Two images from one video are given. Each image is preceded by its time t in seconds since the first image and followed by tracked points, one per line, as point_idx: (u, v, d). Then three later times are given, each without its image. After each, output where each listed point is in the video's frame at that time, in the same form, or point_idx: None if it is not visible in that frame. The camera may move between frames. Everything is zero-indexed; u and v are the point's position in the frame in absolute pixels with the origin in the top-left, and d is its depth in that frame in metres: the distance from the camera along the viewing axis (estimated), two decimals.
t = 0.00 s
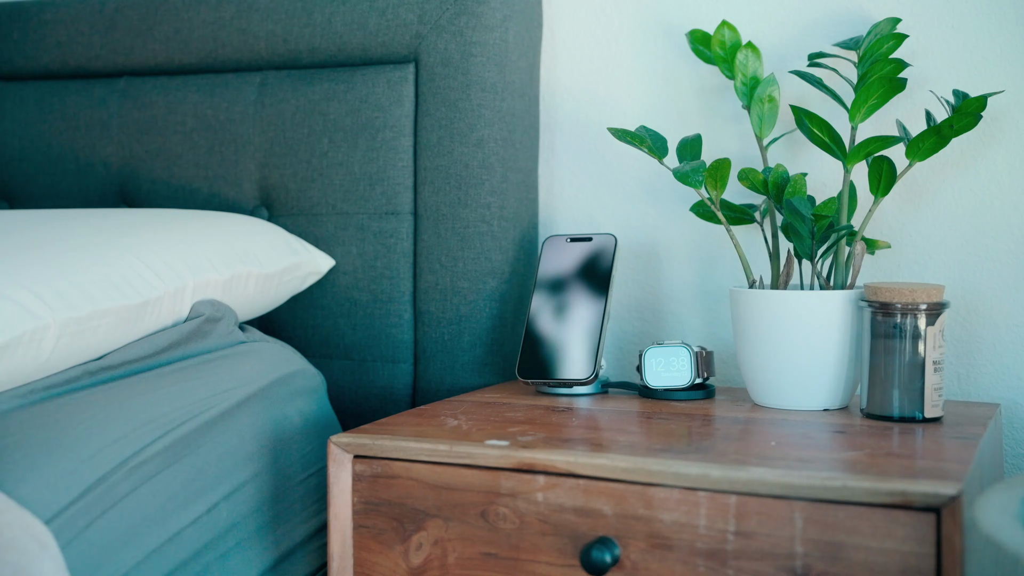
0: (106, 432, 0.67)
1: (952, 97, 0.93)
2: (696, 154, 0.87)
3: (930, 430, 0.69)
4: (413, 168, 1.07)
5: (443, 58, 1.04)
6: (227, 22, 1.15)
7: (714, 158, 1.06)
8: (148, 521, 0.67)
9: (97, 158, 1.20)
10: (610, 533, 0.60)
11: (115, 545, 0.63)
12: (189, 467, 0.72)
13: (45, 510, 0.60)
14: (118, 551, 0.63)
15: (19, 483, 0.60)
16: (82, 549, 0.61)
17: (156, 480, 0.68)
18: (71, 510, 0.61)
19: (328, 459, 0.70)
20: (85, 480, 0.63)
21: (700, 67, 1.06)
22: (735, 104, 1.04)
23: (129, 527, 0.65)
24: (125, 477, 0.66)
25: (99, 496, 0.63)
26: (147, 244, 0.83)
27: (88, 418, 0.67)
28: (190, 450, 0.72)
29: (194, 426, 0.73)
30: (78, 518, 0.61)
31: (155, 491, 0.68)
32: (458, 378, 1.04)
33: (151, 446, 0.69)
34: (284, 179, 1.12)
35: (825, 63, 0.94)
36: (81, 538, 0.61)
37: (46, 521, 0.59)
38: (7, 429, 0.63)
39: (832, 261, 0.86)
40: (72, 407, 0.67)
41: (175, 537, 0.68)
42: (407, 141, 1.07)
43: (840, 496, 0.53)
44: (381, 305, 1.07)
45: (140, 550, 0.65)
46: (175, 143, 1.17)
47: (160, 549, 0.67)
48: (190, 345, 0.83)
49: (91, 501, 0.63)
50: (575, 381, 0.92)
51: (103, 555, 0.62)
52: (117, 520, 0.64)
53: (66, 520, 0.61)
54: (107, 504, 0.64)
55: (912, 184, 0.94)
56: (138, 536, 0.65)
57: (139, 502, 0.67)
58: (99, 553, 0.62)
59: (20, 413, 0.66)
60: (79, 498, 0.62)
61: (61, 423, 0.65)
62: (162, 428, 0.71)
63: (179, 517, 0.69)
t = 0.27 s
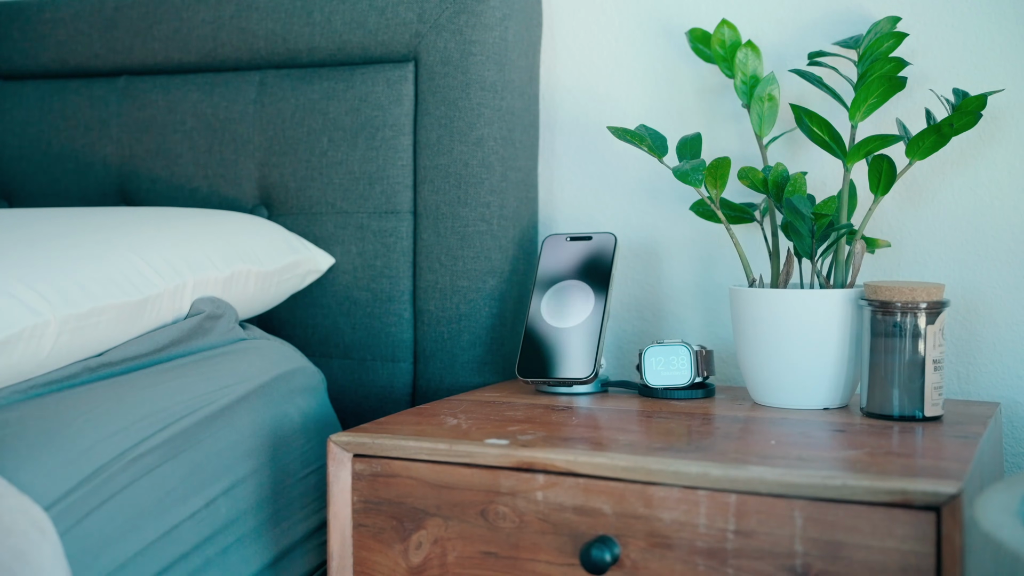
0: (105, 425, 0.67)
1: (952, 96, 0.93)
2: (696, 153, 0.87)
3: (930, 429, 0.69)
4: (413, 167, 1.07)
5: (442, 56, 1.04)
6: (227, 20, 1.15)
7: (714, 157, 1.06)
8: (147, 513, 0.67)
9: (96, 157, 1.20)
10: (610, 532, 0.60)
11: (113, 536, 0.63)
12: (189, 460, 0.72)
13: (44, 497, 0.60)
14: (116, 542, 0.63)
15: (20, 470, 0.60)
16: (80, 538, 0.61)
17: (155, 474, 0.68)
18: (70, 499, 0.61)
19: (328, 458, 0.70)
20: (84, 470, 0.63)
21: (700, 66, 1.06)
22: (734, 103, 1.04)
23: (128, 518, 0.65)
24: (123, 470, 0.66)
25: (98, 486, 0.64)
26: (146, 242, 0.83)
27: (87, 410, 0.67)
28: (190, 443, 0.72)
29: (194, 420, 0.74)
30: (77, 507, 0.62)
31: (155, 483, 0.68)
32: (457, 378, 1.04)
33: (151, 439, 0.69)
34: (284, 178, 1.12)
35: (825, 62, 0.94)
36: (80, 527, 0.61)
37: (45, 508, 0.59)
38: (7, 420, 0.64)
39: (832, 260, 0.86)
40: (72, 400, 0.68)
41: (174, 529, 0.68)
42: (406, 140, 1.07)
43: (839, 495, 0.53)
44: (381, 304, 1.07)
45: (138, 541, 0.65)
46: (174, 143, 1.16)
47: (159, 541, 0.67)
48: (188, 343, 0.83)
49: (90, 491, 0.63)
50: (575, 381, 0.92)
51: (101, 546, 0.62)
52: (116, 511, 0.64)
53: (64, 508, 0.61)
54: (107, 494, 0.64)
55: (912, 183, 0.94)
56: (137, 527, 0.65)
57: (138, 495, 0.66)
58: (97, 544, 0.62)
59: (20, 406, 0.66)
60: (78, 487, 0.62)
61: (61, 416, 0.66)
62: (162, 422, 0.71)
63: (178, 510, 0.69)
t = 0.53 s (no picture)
0: (105, 425, 0.67)
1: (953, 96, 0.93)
2: (696, 153, 0.87)
3: (931, 430, 0.69)
4: (413, 168, 1.07)
5: (442, 57, 1.04)
6: (227, 21, 1.15)
7: (715, 157, 1.06)
8: (147, 513, 0.66)
9: (96, 158, 1.20)
10: (610, 533, 0.60)
11: (112, 536, 0.63)
12: (189, 460, 0.71)
13: (44, 496, 0.60)
14: (115, 542, 0.63)
15: (20, 470, 0.60)
16: (80, 537, 0.61)
17: (155, 474, 0.68)
18: (70, 498, 0.61)
19: (328, 459, 0.70)
20: (85, 469, 0.63)
21: (701, 66, 1.06)
22: (735, 104, 1.04)
23: (128, 517, 0.65)
24: (123, 470, 0.66)
25: (98, 485, 0.63)
26: (146, 242, 0.83)
27: (88, 410, 0.67)
28: (190, 443, 0.72)
29: (195, 420, 0.74)
30: (77, 507, 0.61)
31: (155, 483, 0.68)
32: (457, 378, 1.04)
33: (151, 439, 0.69)
34: (284, 179, 1.12)
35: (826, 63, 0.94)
36: (80, 527, 0.61)
37: (45, 507, 0.59)
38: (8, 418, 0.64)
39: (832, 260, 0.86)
40: (72, 400, 0.68)
41: (174, 530, 0.68)
42: (406, 140, 1.07)
43: (840, 496, 0.53)
44: (381, 305, 1.07)
45: (137, 541, 0.65)
46: (174, 143, 1.16)
47: (159, 541, 0.67)
48: (188, 344, 0.83)
49: (90, 490, 0.63)
50: (575, 381, 0.92)
51: (101, 545, 0.62)
52: (116, 510, 0.64)
53: (64, 508, 0.60)
54: (107, 494, 0.64)
55: (913, 184, 0.94)
56: (137, 527, 0.65)
57: (138, 495, 0.66)
58: (96, 543, 0.62)
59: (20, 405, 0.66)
60: (79, 486, 0.62)
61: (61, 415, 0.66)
62: (162, 422, 0.71)
63: (178, 510, 0.69)
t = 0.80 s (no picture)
0: (103, 427, 0.67)
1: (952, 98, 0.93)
2: (695, 154, 0.86)
3: (930, 432, 0.69)
4: (412, 169, 1.07)
5: (441, 58, 1.04)
6: (225, 22, 1.14)
7: (714, 159, 1.06)
8: (145, 515, 0.66)
9: (95, 159, 1.20)
10: (609, 536, 0.60)
11: (111, 538, 0.63)
12: (187, 462, 0.71)
13: (41, 499, 0.60)
14: (114, 544, 0.63)
15: (17, 472, 0.60)
16: (77, 540, 0.61)
17: (154, 476, 0.68)
18: (68, 501, 0.61)
19: (326, 461, 0.70)
20: (82, 471, 0.63)
21: (700, 67, 1.06)
22: (734, 105, 1.04)
23: (126, 520, 0.65)
24: (121, 472, 0.66)
25: (96, 488, 0.63)
26: (145, 244, 0.83)
27: (85, 413, 0.67)
28: (188, 446, 0.72)
29: (193, 422, 0.73)
30: (74, 509, 0.61)
31: (153, 485, 0.68)
32: (456, 380, 1.04)
33: (149, 441, 0.69)
34: (283, 180, 1.11)
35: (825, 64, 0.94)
36: (77, 529, 0.61)
37: (42, 510, 0.59)
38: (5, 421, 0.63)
39: (832, 262, 0.86)
40: (70, 403, 0.68)
41: (172, 532, 0.68)
42: (405, 141, 1.07)
43: (839, 499, 0.53)
44: (380, 306, 1.07)
45: (135, 543, 0.65)
46: (173, 144, 1.16)
47: (157, 543, 0.66)
48: (187, 345, 0.83)
49: (88, 492, 0.63)
50: (574, 383, 0.92)
51: (99, 547, 0.62)
52: (114, 513, 0.64)
53: (61, 511, 0.60)
54: (104, 496, 0.64)
55: (912, 185, 0.94)
56: (135, 529, 0.65)
57: (136, 497, 0.66)
58: (94, 546, 0.62)
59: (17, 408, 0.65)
60: (76, 489, 0.62)
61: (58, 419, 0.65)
62: (160, 424, 0.71)
63: (176, 512, 0.69)
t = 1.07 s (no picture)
0: (102, 429, 0.67)
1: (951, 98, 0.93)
2: (695, 155, 0.86)
3: (930, 433, 0.69)
4: (412, 170, 1.07)
5: (441, 59, 1.04)
6: (225, 22, 1.14)
7: (713, 159, 1.06)
8: (145, 516, 0.66)
9: (95, 159, 1.20)
10: (608, 537, 0.60)
11: (110, 539, 0.63)
12: (186, 463, 0.71)
13: (40, 501, 0.60)
14: (113, 546, 0.63)
15: (16, 474, 0.60)
16: (76, 541, 0.61)
17: (153, 477, 0.68)
18: (66, 503, 0.61)
19: (325, 462, 0.70)
20: (81, 473, 0.63)
21: (700, 68, 1.06)
22: (733, 105, 1.04)
23: (125, 521, 0.65)
24: (120, 474, 0.66)
25: (94, 490, 0.63)
26: (145, 244, 0.83)
27: (84, 414, 0.67)
28: (188, 447, 0.72)
29: (192, 423, 0.73)
30: (73, 511, 0.61)
31: (152, 486, 0.68)
32: (456, 380, 1.04)
33: (148, 442, 0.69)
34: (283, 180, 1.11)
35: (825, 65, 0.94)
36: (76, 531, 0.61)
37: (41, 512, 0.59)
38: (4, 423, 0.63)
39: (831, 263, 0.86)
40: (69, 404, 0.68)
41: (171, 533, 0.68)
42: (405, 142, 1.07)
43: (838, 500, 0.53)
44: (380, 306, 1.07)
45: (135, 544, 0.65)
46: (173, 144, 1.16)
47: (156, 544, 0.66)
48: (187, 346, 0.83)
49: (87, 494, 0.63)
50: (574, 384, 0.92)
51: (97, 549, 0.62)
52: (113, 514, 0.64)
53: (59, 513, 0.60)
54: (103, 498, 0.64)
55: (912, 186, 0.94)
56: (134, 530, 0.65)
57: (135, 498, 0.66)
58: (92, 547, 0.62)
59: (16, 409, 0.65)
60: (75, 490, 0.62)
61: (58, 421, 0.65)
62: (159, 425, 0.71)
63: (175, 513, 0.69)
